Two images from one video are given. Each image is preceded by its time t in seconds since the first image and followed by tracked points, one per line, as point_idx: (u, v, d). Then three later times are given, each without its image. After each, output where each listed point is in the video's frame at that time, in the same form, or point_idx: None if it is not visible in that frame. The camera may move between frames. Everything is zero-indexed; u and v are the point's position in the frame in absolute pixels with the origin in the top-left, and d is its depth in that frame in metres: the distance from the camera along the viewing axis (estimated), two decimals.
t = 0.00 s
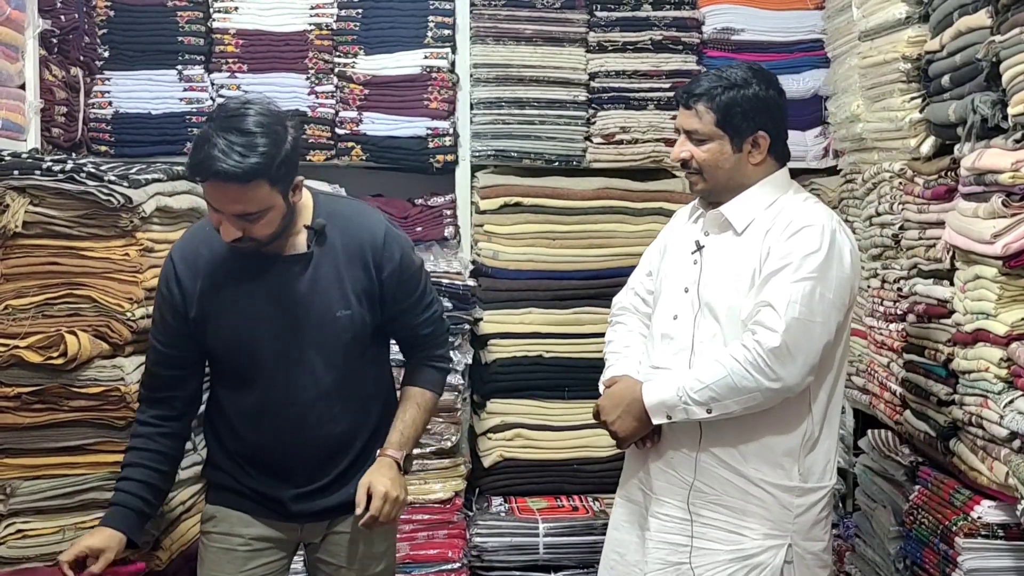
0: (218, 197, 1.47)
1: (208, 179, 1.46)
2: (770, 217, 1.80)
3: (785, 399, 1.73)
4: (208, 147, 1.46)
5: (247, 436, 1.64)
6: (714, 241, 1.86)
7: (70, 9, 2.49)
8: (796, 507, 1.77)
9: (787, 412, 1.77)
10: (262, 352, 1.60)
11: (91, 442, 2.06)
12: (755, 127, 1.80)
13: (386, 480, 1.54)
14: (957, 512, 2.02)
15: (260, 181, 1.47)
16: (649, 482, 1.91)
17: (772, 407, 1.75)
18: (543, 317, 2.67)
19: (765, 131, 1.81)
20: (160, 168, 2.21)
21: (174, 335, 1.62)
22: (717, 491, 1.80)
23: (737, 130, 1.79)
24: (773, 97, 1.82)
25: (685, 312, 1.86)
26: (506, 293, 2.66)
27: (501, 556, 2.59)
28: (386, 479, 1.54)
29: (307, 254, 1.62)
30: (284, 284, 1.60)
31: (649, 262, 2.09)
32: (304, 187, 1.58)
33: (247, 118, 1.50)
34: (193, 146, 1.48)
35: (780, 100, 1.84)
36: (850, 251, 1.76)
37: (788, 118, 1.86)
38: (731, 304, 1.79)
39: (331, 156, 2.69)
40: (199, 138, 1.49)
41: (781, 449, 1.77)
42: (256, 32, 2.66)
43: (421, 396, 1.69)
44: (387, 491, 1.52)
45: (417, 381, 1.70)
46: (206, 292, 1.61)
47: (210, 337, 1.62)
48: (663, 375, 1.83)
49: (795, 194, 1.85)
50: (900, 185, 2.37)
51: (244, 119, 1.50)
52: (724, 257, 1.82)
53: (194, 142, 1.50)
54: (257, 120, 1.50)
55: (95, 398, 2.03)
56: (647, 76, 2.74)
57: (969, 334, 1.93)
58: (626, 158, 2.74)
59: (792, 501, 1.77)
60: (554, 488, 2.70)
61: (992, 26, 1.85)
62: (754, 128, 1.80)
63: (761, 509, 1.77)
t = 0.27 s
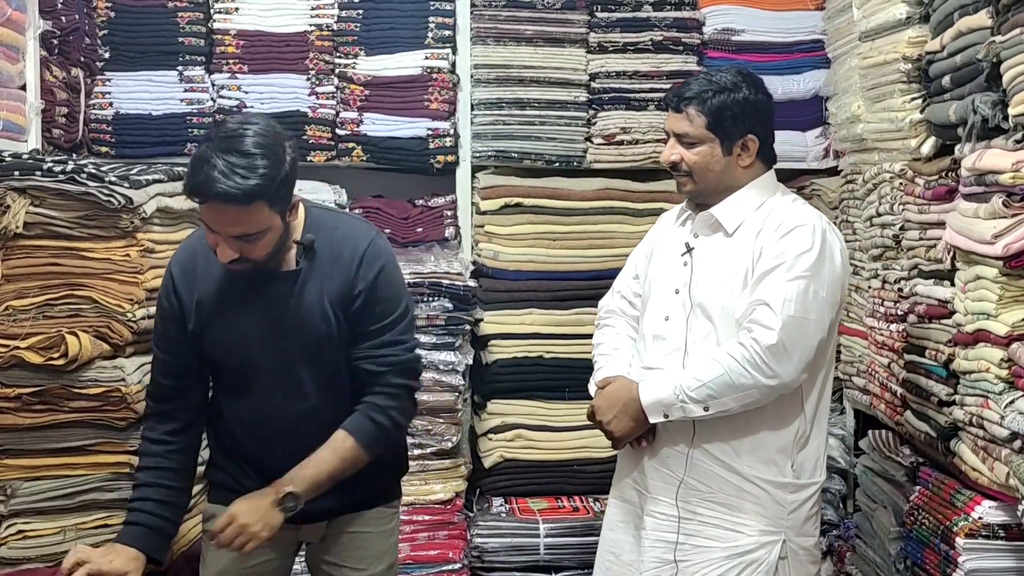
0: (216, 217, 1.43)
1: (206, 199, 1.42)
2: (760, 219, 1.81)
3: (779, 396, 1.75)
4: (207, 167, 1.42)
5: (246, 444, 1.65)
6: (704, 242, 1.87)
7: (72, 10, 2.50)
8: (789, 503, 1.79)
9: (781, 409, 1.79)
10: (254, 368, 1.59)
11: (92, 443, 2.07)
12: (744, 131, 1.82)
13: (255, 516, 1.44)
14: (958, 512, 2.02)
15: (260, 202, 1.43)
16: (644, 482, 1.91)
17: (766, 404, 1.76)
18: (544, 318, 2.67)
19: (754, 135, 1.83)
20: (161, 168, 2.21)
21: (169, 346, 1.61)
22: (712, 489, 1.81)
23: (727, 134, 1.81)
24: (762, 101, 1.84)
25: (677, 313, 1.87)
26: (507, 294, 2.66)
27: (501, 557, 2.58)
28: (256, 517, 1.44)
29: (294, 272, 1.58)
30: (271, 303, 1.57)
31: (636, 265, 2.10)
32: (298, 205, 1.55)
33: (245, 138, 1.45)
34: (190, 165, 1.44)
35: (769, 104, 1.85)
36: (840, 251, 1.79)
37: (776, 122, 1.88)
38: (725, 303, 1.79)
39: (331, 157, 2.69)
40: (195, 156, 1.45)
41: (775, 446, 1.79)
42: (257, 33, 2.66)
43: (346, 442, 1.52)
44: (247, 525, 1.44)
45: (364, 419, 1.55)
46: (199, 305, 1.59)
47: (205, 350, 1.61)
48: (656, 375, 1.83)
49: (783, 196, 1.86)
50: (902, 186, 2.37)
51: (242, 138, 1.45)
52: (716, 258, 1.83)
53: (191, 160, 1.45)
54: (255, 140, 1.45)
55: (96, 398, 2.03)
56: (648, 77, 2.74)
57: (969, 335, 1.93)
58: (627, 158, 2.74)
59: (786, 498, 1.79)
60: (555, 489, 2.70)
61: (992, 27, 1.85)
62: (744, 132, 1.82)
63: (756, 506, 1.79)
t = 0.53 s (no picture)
0: (185, 265, 1.38)
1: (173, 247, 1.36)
2: (753, 223, 1.83)
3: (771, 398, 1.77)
4: (174, 216, 1.35)
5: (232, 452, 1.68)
6: (697, 246, 1.89)
7: (72, 11, 2.50)
8: (782, 503, 1.82)
9: (773, 410, 1.81)
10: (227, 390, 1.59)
11: (92, 444, 2.07)
12: (737, 136, 1.84)
13: None
14: (958, 513, 2.02)
15: (230, 252, 1.38)
16: (638, 481, 1.94)
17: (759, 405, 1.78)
18: (544, 319, 2.67)
19: (747, 141, 1.85)
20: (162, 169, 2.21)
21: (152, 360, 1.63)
22: (705, 489, 1.84)
23: (720, 139, 1.83)
24: (754, 107, 1.86)
25: (671, 316, 1.88)
26: (508, 295, 2.66)
27: (502, 557, 2.58)
28: None
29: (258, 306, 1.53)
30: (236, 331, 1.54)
31: (629, 268, 2.11)
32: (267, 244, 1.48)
33: (214, 183, 1.38)
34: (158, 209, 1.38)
35: (762, 109, 1.87)
36: (831, 254, 1.81)
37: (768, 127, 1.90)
38: (717, 306, 1.81)
39: (332, 158, 2.69)
40: (161, 201, 1.38)
41: (767, 447, 1.81)
42: (258, 34, 2.66)
43: (222, 498, 1.48)
44: None
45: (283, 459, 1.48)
46: (176, 325, 1.58)
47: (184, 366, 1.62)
48: (650, 377, 1.85)
49: (775, 200, 1.88)
50: (902, 187, 2.36)
51: (210, 185, 1.38)
52: (709, 261, 1.85)
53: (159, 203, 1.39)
54: (225, 186, 1.38)
55: (96, 399, 2.03)
56: (648, 78, 2.74)
57: (970, 335, 1.93)
58: (628, 159, 2.73)
59: (779, 498, 1.82)
60: (555, 489, 2.70)
61: (992, 28, 1.85)
62: (737, 137, 1.84)
63: (749, 506, 1.81)
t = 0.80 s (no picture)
0: (150, 286, 1.40)
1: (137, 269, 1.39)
2: (755, 226, 1.83)
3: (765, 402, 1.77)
4: (135, 240, 1.37)
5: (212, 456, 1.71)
6: (700, 247, 1.89)
7: (72, 13, 2.49)
8: (773, 507, 1.82)
9: (768, 414, 1.81)
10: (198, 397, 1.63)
11: (92, 445, 2.07)
12: (743, 140, 1.83)
13: None
14: (958, 514, 2.02)
15: (192, 273, 1.40)
16: (633, 480, 1.95)
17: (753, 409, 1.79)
18: (545, 319, 2.66)
19: (754, 144, 1.85)
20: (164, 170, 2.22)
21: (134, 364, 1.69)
22: (697, 491, 1.84)
23: (726, 143, 1.82)
24: (761, 110, 1.85)
25: (671, 317, 1.89)
26: (508, 296, 2.66)
27: (502, 558, 2.58)
28: None
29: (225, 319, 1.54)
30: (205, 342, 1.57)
31: (636, 267, 2.11)
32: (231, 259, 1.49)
33: (173, 206, 1.38)
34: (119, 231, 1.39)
35: (768, 112, 1.86)
36: (830, 260, 1.81)
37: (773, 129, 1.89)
38: (715, 309, 1.82)
39: (331, 159, 2.69)
40: (121, 223, 1.39)
41: (760, 451, 1.81)
42: (258, 35, 2.67)
43: (198, 514, 1.52)
44: None
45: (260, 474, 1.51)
46: (152, 335, 1.64)
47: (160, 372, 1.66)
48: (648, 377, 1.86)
49: (779, 203, 1.88)
50: (902, 188, 2.37)
51: (168, 209, 1.38)
52: (709, 263, 1.86)
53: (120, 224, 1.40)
54: (183, 209, 1.38)
55: (96, 401, 2.02)
56: (648, 79, 2.74)
57: (970, 336, 1.93)
58: (628, 160, 2.74)
59: (770, 502, 1.81)
60: (555, 490, 2.69)
61: (992, 28, 1.85)
62: (743, 141, 1.83)
63: (740, 509, 1.81)
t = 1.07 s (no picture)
0: (139, 285, 1.41)
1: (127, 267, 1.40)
2: (763, 225, 1.83)
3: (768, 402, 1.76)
4: (124, 238, 1.38)
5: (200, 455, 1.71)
6: (709, 246, 1.89)
7: (72, 14, 2.49)
8: (777, 510, 1.80)
9: (771, 415, 1.80)
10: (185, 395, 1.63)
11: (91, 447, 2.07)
12: (757, 139, 1.83)
13: None
14: (958, 516, 2.02)
15: (179, 272, 1.40)
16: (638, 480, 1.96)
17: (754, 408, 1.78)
18: (544, 321, 2.67)
19: (768, 144, 1.84)
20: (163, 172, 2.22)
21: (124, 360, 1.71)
22: (700, 492, 1.85)
23: (740, 141, 1.82)
24: (776, 109, 1.85)
25: (679, 315, 1.89)
26: (508, 297, 2.67)
27: (501, 560, 2.60)
28: None
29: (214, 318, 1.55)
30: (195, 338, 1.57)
31: (650, 267, 2.11)
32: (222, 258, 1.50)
33: (161, 204, 1.39)
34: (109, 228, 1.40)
35: (783, 112, 1.86)
36: (838, 261, 1.79)
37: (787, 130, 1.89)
38: (720, 307, 1.81)
39: (331, 161, 2.69)
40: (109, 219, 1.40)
41: (763, 452, 1.80)
42: (257, 37, 2.67)
43: (192, 511, 1.51)
44: None
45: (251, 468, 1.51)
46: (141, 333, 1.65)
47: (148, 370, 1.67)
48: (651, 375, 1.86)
49: (790, 203, 1.88)
50: (902, 189, 2.36)
51: (156, 207, 1.39)
52: (717, 261, 1.85)
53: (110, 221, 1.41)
54: (172, 208, 1.39)
55: (96, 402, 2.03)
56: (647, 80, 2.74)
57: (969, 338, 1.93)
58: (628, 161, 2.73)
59: (774, 505, 1.80)
60: (554, 491, 2.69)
61: (992, 30, 1.85)
62: (757, 140, 1.83)
63: (743, 511, 1.81)
